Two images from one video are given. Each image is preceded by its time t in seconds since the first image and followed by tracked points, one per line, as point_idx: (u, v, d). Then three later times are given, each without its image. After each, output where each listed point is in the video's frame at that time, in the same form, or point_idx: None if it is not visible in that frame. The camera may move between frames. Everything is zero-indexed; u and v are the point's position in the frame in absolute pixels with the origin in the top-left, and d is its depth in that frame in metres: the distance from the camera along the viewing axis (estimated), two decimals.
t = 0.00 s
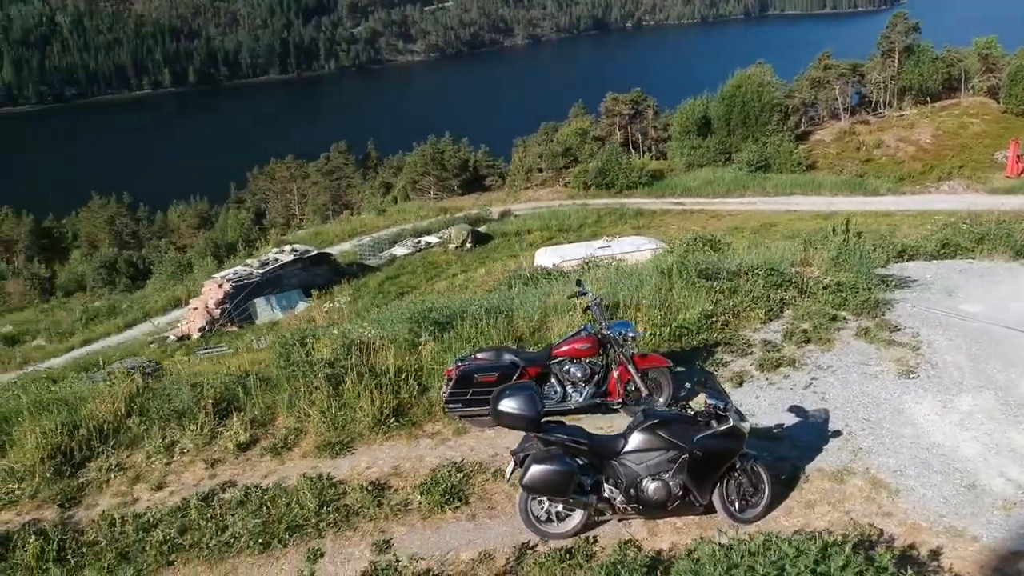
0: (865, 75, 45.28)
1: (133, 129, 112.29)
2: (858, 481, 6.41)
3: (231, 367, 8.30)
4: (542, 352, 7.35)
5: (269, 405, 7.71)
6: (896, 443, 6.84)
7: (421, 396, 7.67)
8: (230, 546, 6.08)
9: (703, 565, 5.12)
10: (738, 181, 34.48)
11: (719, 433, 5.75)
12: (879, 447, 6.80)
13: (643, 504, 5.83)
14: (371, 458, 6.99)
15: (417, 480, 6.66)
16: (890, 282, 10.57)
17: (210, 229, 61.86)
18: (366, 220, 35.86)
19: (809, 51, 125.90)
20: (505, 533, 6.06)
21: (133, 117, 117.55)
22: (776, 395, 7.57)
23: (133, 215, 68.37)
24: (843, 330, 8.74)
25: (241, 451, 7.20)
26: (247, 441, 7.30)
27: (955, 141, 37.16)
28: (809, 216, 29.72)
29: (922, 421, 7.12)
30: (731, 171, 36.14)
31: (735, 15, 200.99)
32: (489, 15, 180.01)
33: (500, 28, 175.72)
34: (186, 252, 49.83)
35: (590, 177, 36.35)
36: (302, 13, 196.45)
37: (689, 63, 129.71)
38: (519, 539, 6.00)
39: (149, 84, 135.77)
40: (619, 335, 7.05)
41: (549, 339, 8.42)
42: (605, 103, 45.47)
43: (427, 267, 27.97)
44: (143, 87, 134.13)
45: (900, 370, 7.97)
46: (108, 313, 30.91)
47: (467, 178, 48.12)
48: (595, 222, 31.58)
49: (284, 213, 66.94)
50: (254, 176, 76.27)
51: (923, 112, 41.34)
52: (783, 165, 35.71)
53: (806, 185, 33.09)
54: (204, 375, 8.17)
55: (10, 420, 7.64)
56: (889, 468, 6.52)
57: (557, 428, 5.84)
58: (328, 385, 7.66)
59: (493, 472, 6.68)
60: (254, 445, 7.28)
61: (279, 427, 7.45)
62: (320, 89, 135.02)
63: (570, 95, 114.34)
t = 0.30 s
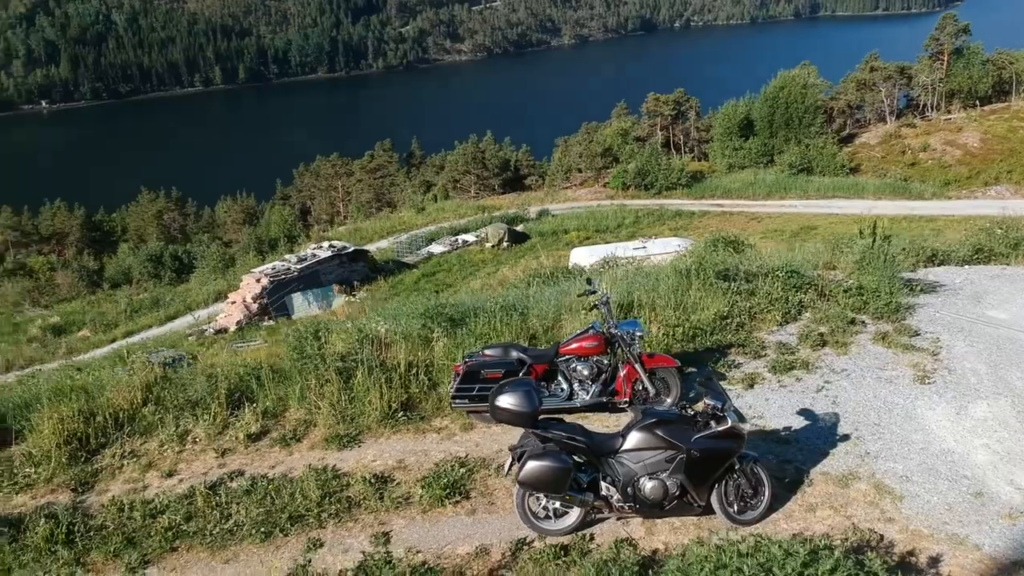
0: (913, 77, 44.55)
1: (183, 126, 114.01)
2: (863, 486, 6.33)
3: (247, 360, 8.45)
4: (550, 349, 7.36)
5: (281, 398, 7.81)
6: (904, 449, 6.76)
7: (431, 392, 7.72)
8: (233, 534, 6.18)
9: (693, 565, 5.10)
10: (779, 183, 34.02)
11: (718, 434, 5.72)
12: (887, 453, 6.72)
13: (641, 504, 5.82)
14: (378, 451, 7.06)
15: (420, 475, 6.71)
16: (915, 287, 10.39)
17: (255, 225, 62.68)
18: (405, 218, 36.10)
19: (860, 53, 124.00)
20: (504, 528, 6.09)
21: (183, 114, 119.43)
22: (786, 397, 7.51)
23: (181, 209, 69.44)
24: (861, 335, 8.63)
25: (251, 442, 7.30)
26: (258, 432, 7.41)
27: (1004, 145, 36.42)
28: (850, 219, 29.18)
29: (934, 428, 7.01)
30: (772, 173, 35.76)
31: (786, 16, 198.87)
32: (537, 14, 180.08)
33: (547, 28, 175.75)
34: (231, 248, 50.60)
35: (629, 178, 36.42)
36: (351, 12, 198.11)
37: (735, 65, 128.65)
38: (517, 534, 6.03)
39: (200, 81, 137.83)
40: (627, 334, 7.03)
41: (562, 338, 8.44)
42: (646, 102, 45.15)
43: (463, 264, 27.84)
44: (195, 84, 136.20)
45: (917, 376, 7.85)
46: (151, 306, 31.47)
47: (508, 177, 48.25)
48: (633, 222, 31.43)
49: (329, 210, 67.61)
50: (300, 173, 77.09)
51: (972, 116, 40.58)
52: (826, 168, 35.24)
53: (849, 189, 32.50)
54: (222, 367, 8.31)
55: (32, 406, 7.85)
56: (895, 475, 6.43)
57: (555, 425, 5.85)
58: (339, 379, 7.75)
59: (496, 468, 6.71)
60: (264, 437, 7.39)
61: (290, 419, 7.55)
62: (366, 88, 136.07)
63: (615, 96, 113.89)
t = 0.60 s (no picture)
0: (956, 80, 43.88)
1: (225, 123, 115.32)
2: (865, 490, 6.28)
3: (260, 353, 8.56)
4: (556, 347, 7.37)
5: (291, 390, 7.91)
6: (910, 454, 6.69)
7: (437, 387, 7.78)
8: (234, 523, 6.27)
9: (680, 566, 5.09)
10: (816, 186, 33.60)
11: (714, 433, 5.71)
12: (891, 457, 6.66)
13: (635, 502, 5.81)
14: (382, 444, 7.12)
15: (420, 469, 6.76)
16: (937, 292, 10.21)
17: (293, 222, 63.31)
18: (439, 216, 36.26)
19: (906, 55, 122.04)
20: (500, 524, 6.12)
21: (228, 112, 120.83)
22: (795, 400, 7.45)
23: (222, 205, 70.32)
24: (876, 338, 8.53)
25: (260, 433, 7.40)
26: (266, 424, 7.51)
27: None
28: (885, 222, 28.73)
29: (941, 434, 6.91)
30: (809, 176, 35.40)
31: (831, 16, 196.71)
32: (578, 15, 179.99)
33: (588, 28, 175.25)
34: (269, 244, 51.21)
35: (663, 179, 36.36)
36: (393, 11, 199.15)
37: (777, 66, 127.42)
38: (513, 531, 6.06)
39: (244, 79, 139.45)
40: (631, 332, 7.00)
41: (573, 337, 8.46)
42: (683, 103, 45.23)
43: (495, 263, 27.84)
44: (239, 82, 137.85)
45: (930, 380, 7.74)
46: (188, 300, 31.95)
47: (545, 177, 48.35)
48: (666, 224, 31.26)
49: (366, 208, 68.08)
50: (339, 171, 77.67)
51: (1016, 119, 39.85)
52: (864, 172, 34.80)
53: (887, 193, 31.98)
54: (235, 359, 8.44)
55: (49, 394, 8.02)
56: (898, 480, 6.37)
57: (552, 423, 5.87)
58: (348, 374, 7.83)
59: (497, 465, 6.75)
60: (273, 428, 7.48)
61: (298, 412, 7.65)
62: (407, 86, 136.68)
63: (655, 97, 113.29)
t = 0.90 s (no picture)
0: (1007, 84, 42.98)
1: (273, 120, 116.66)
2: (869, 496, 6.20)
3: (275, 346, 8.67)
4: (564, 346, 7.37)
5: (303, 383, 8.01)
6: (918, 460, 6.59)
7: (446, 383, 7.83)
8: (238, 512, 6.37)
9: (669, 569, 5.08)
10: (859, 190, 33.07)
11: (711, 435, 5.69)
12: (898, 464, 6.57)
13: (633, 502, 5.81)
14: (389, 439, 7.19)
15: (424, 464, 6.81)
16: (963, 298, 10.00)
17: (336, 218, 63.89)
18: (477, 215, 36.37)
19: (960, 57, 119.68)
20: (499, 520, 6.16)
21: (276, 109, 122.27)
22: (805, 404, 7.38)
23: (268, 200, 71.13)
24: (894, 344, 8.40)
25: (270, 425, 7.51)
26: (278, 416, 7.61)
27: None
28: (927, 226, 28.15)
29: (951, 442, 6.81)
30: (852, 179, 34.89)
31: (883, 18, 193.72)
32: (626, 15, 179.37)
33: (636, 28, 174.22)
34: (311, 241, 51.71)
35: (703, 180, 36.09)
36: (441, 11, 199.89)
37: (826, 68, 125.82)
38: (511, 527, 6.09)
39: (293, 77, 140.99)
40: (638, 332, 6.98)
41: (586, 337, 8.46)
42: (726, 104, 45.35)
43: (530, 262, 27.81)
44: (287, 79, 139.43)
45: (946, 388, 7.61)
46: (228, 294, 32.39)
47: (585, 177, 48.31)
48: (704, 225, 31.02)
49: (409, 206, 68.45)
50: (383, 169, 78.17)
51: None
52: (909, 176, 34.23)
53: (931, 197, 31.33)
54: (251, 352, 8.56)
55: (71, 381, 8.21)
56: (903, 487, 6.28)
57: (550, 421, 5.89)
58: (360, 368, 7.91)
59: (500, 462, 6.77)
60: (283, 420, 7.58)
61: (309, 405, 7.74)
62: (453, 85, 137.20)
63: (702, 98, 112.41)
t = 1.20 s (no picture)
0: None
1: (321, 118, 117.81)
2: (873, 503, 6.13)
3: (294, 339, 8.79)
4: (573, 345, 7.37)
5: (317, 376, 8.11)
6: (927, 468, 6.50)
7: (458, 378, 7.88)
8: (245, 502, 6.47)
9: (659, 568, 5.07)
10: (902, 194, 32.53)
11: (710, 436, 5.67)
12: (906, 470, 6.48)
13: (631, 502, 5.80)
14: (398, 433, 7.25)
15: (430, 460, 6.86)
16: (990, 304, 9.80)
17: (379, 216, 64.32)
18: (516, 215, 36.40)
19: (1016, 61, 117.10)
20: (500, 516, 6.19)
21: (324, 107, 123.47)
22: (817, 409, 7.31)
23: (313, 197, 71.79)
24: (912, 351, 8.28)
25: (283, 417, 7.62)
26: (291, 408, 7.72)
27: None
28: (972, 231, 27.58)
29: (963, 449, 6.71)
30: (897, 183, 34.36)
31: (937, 20, 190.39)
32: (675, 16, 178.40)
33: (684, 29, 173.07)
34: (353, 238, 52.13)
35: (744, 182, 35.78)
36: (489, 11, 200.14)
37: (877, 70, 123.95)
38: (512, 523, 6.11)
39: (341, 75, 142.25)
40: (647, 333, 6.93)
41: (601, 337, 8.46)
42: (771, 106, 45.00)
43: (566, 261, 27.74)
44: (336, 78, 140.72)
45: (963, 395, 7.47)
46: (269, 289, 32.79)
47: (626, 178, 48.20)
48: (743, 228, 30.70)
49: (452, 205, 68.71)
50: (427, 167, 78.50)
51: None
52: (955, 181, 33.60)
53: (977, 202, 30.71)
54: (270, 345, 8.69)
55: (92, 370, 8.40)
56: (910, 494, 6.19)
57: (549, 419, 5.92)
58: (373, 363, 8.00)
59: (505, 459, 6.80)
60: (296, 413, 7.68)
61: (322, 398, 7.84)
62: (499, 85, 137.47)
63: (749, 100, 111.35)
